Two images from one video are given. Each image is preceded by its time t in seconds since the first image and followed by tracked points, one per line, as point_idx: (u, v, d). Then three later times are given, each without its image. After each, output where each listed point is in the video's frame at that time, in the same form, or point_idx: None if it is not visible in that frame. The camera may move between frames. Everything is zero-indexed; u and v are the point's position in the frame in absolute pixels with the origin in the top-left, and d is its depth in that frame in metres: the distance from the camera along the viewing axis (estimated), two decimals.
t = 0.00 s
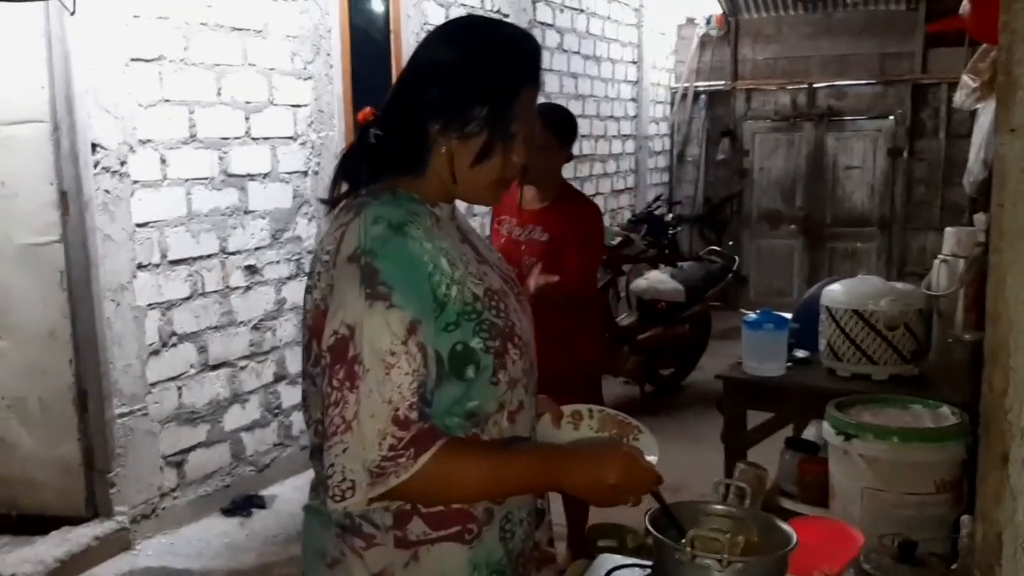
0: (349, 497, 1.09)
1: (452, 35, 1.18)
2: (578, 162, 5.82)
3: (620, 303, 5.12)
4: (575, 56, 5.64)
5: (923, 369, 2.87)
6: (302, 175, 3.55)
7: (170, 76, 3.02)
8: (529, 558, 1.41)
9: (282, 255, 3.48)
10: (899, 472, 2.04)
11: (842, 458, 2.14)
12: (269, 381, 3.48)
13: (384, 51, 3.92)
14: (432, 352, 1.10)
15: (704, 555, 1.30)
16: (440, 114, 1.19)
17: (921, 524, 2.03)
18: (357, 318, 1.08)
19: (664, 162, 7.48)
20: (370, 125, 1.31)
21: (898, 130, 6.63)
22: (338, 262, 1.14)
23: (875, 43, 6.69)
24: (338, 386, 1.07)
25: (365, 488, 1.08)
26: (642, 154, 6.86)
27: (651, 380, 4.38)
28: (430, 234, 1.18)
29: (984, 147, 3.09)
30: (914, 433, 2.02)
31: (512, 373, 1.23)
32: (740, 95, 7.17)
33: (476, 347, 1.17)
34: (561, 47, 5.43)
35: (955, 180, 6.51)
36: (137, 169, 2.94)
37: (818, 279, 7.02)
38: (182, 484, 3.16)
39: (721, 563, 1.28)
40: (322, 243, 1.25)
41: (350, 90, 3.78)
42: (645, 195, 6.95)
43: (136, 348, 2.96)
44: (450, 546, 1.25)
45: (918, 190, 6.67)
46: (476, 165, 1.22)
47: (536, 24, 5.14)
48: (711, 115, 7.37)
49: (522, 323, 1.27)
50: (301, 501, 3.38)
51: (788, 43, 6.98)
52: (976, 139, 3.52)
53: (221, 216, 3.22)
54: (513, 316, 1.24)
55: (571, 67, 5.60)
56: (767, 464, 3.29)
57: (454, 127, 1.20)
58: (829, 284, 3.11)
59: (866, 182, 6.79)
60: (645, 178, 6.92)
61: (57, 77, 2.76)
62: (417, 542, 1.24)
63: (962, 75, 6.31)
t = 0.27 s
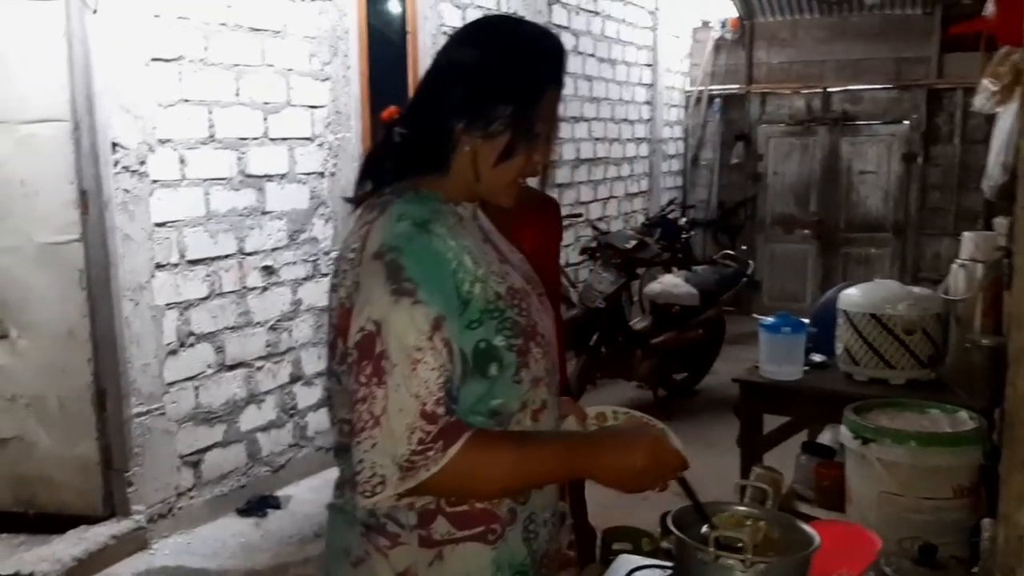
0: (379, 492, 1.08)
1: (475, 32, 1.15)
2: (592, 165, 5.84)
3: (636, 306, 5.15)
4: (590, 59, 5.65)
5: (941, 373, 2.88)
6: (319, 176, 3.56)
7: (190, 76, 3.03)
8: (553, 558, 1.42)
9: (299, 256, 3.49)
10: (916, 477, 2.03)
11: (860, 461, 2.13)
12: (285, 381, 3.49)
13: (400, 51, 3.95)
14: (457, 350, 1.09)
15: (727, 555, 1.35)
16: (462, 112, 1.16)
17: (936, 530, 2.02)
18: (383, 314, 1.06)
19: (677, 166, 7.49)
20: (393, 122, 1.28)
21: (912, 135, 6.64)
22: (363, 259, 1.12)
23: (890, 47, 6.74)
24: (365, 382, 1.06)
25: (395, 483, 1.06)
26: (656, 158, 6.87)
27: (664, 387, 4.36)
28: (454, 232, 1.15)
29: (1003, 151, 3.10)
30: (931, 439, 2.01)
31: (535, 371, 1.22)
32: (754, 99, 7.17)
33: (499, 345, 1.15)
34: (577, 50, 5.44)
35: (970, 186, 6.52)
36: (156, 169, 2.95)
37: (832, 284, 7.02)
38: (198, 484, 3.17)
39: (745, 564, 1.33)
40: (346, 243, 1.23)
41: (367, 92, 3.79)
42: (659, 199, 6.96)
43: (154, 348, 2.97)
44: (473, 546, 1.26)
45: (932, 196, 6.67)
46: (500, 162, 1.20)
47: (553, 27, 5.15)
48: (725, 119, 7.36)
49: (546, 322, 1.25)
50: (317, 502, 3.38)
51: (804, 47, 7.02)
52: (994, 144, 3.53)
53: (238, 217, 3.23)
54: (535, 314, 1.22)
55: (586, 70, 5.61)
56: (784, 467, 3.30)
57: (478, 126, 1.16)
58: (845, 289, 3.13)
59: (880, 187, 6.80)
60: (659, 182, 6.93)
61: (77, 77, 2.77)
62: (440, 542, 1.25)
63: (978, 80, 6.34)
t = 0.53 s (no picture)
0: (413, 486, 1.12)
1: (494, 37, 1.21)
2: (608, 167, 5.84)
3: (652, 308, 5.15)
4: (607, 61, 5.65)
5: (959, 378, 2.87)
6: (337, 177, 3.57)
7: (210, 76, 3.04)
8: (581, 563, 1.42)
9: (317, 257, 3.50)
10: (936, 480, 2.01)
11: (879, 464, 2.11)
12: (302, 382, 3.50)
13: (419, 52, 3.95)
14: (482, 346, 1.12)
15: (750, 559, 1.45)
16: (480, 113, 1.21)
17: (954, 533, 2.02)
18: (407, 311, 1.11)
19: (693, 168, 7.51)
20: (413, 128, 1.34)
21: (929, 139, 6.63)
22: (386, 259, 1.17)
23: (907, 50, 6.73)
24: (392, 379, 1.11)
25: (428, 476, 1.11)
26: (672, 160, 6.86)
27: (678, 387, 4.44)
28: (474, 231, 1.18)
29: None
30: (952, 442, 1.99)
31: (556, 373, 1.22)
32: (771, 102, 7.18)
33: (522, 344, 1.16)
34: (593, 53, 5.44)
35: (987, 190, 6.51)
36: (176, 170, 2.96)
37: (849, 288, 7.01)
38: (216, 484, 3.18)
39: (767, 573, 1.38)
40: (368, 246, 1.28)
41: (385, 93, 3.79)
42: (675, 201, 6.95)
43: (172, 348, 2.98)
44: (498, 549, 1.27)
45: (949, 199, 6.67)
46: (518, 164, 1.25)
47: (570, 29, 5.16)
48: (742, 122, 7.35)
49: (565, 322, 1.27)
50: (334, 503, 3.39)
51: (822, 51, 7.01)
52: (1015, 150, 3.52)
53: (257, 218, 3.24)
54: (556, 315, 1.24)
55: (603, 72, 5.62)
56: (802, 472, 3.30)
57: (497, 126, 1.22)
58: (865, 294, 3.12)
59: (897, 191, 6.79)
60: (675, 184, 6.92)
61: (97, 77, 2.77)
62: (466, 546, 1.26)
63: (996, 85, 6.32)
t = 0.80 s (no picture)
0: (450, 479, 1.08)
1: (511, 40, 1.21)
2: (625, 170, 5.84)
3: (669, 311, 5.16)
4: (624, 65, 5.65)
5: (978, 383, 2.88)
6: (356, 180, 3.57)
7: (230, 79, 3.05)
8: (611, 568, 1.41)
9: (335, 259, 3.50)
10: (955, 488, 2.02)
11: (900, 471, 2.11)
12: (320, 383, 3.50)
13: (437, 56, 3.98)
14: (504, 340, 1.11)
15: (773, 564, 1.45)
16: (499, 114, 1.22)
17: (975, 540, 2.01)
18: (429, 305, 1.10)
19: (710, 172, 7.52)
20: (435, 132, 1.36)
21: (947, 143, 6.62)
22: (408, 259, 1.17)
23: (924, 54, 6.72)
24: (419, 372, 1.09)
25: (463, 465, 1.07)
26: (689, 163, 6.86)
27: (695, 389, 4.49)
28: (492, 228, 1.20)
29: None
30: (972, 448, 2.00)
31: (576, 373, 1.23)
32: (789, 105, 7.18)
33: (543, 341, 1.17)
34: (611, 56, 5.44)
35: (1004, 195, 6.50)
36: (196, 172, 2.97)
37: (865, 292, 7.00)
38: (234, 484, 3.19)
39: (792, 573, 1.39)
40: (389, 250, 1.28)
41: (402, 96, 3.79)
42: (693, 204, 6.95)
43: (191, 349, 2.99)
44: (526, 552, 1.27)
45: (966, 204, 6.65)
46: (539, 164, 1.25)
47: (587, 32, 5.17)
48: (759, 125, 7.36)
49: (584, 323, 1.29)
50: (352, 505, 3.39)
51: (839, 55, 7.00)
52: None
53: (277, 219, 3.25)
54: (573, 317, 1.26)
55: (620, 76, 5.62)
56: (821, 476, 3.30)
57: (518, 126, 1.22)
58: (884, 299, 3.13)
59: (914, 195, 6.78)
60: (692, 188, 6.92)
61: (119, 79, 2.78)
62: (493, 549, 1.26)
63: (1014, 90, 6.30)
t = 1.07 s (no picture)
0: (469, 475, 1.08)
1: (530, 43, 1.22)
2: (644, 173, 5.84)
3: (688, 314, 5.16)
4: (643, 67, 5.66)
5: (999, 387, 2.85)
6: (375, 181, 3.58)
7: (250, 81, 3.06)
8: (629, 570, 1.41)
9: (353, 260, 3.51)
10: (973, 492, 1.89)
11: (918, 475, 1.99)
12: (337, 385, 3.51)
13: (456, 58, 3.98)
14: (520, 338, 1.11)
15: (790, 566, 1.45)
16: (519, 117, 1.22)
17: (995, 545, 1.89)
18: (446, 303, 1.10)
19: (728, 175, 7.66)
20: (454, 136, 1.35)
21: (968, 147, 6.56)
22: (426, 259, 1.16)
23: (944, 58, 6.75)
24: (437, 369, 1.09)
25: (483, 459, 1.07)
26: (708, 166, 6.85)
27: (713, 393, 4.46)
28: (507, 228, 1.20)
29: None
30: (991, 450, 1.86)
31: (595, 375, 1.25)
32: (808, 108, 7.14)
33: (559, 342, 1.17)
34: (630, 58, 5.44)
35: None
36: (217, 173, 2.98)
37: (884, 296, 6.96)
38: (251, 485, 3.20)
39: None
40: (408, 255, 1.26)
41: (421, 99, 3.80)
42: (711, 207, 6.94)
43: (211, 350, 3.00)
44: (544, 554, 1.26)
45: (987, 208, 6.60)
46: (559, 166, 1.24)
47: (606, 35, 5.18)
48: (778, 128, 7.33)
49: (602, 325, 1.29)
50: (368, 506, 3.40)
51: (858, 58, 7.03)
52: None
53: (296, 221, 3.26)
54: (591, 319, 1.27)
55: (639, 79, 5.62)
56: (839, 480, 3.29)
57: (538, 128, 1.22)
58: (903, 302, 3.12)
59: (934, 199, 6.73)
60: (711, 190, 6.90)
61: (141, 81, 2.80)
62: (512, 550, 1.25)
63: None
